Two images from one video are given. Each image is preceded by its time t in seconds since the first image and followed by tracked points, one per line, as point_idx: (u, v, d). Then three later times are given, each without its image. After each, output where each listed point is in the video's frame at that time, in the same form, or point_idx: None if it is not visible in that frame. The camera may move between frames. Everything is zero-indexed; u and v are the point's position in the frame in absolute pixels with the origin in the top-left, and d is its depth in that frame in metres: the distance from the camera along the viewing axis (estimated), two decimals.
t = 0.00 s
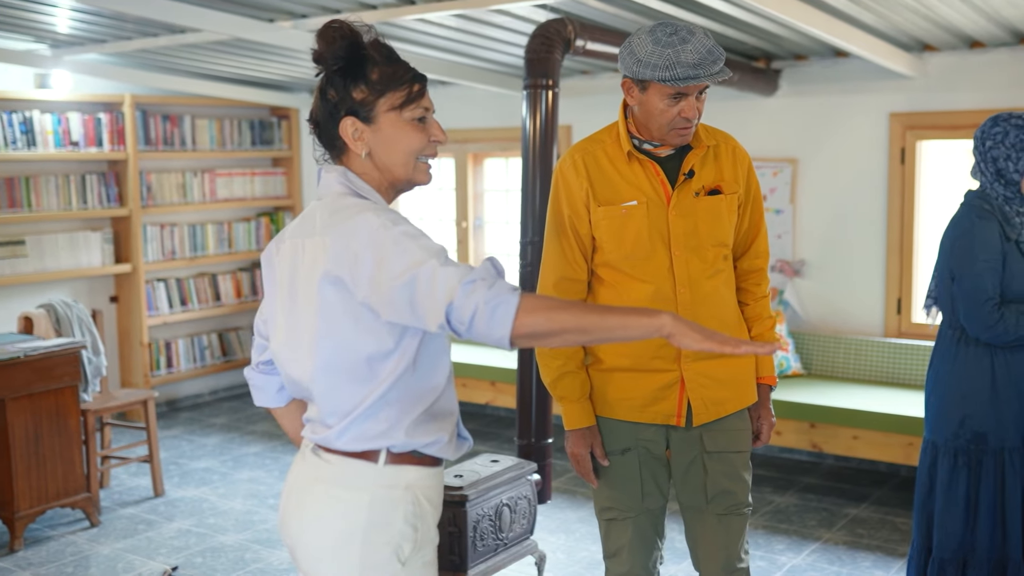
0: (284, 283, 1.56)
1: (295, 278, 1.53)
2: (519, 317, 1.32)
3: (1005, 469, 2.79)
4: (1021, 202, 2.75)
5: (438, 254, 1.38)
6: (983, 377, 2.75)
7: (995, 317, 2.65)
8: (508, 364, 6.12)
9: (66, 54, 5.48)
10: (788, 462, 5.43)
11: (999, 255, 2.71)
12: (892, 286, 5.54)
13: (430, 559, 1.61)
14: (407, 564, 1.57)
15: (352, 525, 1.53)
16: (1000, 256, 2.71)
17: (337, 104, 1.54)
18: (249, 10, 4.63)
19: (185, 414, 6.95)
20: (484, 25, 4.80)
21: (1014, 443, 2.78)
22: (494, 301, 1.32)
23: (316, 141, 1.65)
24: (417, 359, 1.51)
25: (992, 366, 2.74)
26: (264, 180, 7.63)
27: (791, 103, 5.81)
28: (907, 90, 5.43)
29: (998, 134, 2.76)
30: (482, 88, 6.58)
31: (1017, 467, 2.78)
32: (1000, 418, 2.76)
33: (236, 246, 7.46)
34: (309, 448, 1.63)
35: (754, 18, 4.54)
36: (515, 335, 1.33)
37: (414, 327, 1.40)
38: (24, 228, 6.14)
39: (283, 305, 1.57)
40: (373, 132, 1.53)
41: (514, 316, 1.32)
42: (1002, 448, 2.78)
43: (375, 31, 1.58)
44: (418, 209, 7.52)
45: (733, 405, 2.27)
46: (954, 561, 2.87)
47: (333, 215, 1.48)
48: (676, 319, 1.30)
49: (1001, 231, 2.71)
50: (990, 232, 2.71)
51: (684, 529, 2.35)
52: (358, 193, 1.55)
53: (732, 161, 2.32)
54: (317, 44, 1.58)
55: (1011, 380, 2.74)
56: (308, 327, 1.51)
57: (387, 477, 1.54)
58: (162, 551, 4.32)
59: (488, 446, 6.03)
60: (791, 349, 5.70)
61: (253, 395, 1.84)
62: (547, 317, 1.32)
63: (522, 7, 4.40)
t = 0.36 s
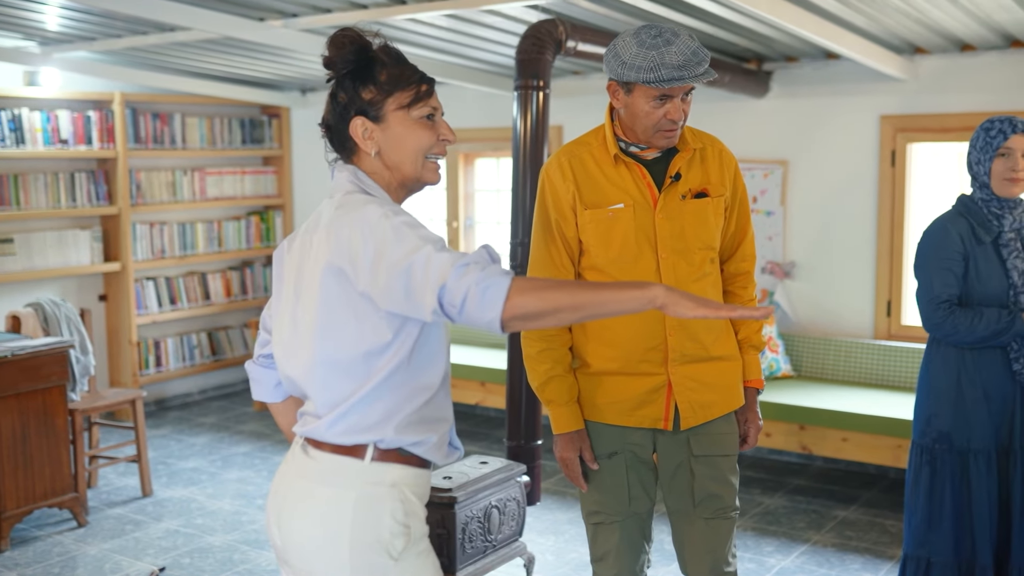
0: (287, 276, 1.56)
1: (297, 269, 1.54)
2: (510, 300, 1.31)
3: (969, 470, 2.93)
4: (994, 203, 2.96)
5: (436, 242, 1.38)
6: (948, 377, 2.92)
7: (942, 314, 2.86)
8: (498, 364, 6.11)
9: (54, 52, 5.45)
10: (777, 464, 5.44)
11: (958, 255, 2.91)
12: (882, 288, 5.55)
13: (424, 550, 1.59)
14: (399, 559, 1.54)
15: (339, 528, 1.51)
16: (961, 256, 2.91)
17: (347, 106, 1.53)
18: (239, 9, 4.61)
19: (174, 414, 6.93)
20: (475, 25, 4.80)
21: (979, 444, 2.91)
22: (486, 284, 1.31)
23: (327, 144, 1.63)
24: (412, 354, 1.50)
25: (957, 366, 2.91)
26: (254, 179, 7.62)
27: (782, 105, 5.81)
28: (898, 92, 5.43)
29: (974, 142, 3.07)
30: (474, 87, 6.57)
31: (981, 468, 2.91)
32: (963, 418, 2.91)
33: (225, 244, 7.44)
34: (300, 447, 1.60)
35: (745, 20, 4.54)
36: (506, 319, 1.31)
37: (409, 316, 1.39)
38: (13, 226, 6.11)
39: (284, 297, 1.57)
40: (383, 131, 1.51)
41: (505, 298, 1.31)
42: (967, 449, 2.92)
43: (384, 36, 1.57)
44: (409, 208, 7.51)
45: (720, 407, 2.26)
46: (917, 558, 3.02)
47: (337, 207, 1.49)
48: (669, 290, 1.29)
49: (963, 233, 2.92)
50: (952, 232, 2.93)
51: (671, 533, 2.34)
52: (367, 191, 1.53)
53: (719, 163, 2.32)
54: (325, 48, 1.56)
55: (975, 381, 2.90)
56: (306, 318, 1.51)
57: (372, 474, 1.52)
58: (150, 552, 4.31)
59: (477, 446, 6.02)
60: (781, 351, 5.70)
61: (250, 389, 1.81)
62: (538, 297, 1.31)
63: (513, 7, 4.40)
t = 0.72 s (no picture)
0: (303, 285, 1.56)
1: (314, 280, 1.53)
2: (538, 284, 1.30)
3: (933, 471, 3.01)
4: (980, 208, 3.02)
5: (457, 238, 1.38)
6: (922, 378, 3.01)
7: (909, 314, 3.00)
8: (490, 366, 6.11)
9: (46, 50, 5.43)
10: (769, 467, 5.45)
11: (935, 259, 3.00)
12: (874, 292, 5.55)
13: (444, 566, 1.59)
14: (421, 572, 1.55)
15: (361, 540, 1.51)
16: (937, 261, 3.00)
17: (365, 110, 1.54)
18: (232, 9, 4.60)
19: (165, 414, 6.91)
20: (469, 27, 4.79)
21: (946, 447, 2.98)
22: (512, 272, 1.30)
23: (342, 150, 1.64)
24: (433, 357, 1.49)
25: (931, 368, 3.00)
26: (247, 179, 7.61)
27: (775, 108, 5.82)
28: (891, 97, 5.44)
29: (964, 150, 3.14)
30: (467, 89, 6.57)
31: (946, 471, 2.98)
32: (932, 420, 2.99)
33: (217, 244, 7.43)
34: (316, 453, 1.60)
35: (738, 24, 4.54)
36: (536, 305, 1.30)
37: (435, 314, 1.39)
38: (4, 225, 6.09)
39: (300, 308, 1.56)
40: (402, 135, 1.53)
41: (533, 284, 1.30)
42: (933, 450, 3.00)
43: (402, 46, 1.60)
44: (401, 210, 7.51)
45: (712, 414, 2.25)
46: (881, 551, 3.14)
47: (355, 214, 1.48)
48: (699, 264, 1.29)
49: (942, 237, 3.00)
50: (931, 237, 3.01)
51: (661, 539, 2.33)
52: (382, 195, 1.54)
53: (713, 169, 2.29)
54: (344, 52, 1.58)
55: (947, 384, 2.97)
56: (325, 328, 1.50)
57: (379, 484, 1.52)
58: (140, 554, 4.30)
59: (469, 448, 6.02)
60: (773, 354, 5.70)
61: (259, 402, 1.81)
62: (567, 279, 1.30)
63: (507, 10, 4.39)
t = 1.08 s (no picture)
0: (309, 304, 1.55)
1: (317, 299, 1.52)
2: (541, 255, 1.29)
3: (924, 487, 3.00)
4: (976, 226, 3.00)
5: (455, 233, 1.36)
6: (917, 392, 3.00)
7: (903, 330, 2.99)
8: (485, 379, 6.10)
9: (43, 62, 5.43)
10: (764, 482, 5.43)
11: (930, 277, 3.00)
12: (868, 307, 5.55)
13: None
14: None
15: (387, 560, 1.48)
16: (932, 278, 3.00)
17: (360, 119, 1.53)
18: (228, 22, 4.60)
19: (159, 426, 6.89)
20: (465, 41, 4.79)
21: (937, 462, 2.97)
22: (515, 254, 1.29)
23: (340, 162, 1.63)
24: (449, 361, 1.47)
25: (926, 383, 2.99)
26: (242, 191, 7.62)
27: (771, 123, 5.83)
28: (886, 112, 5.45)
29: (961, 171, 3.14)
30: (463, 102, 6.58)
31: (936, 485, 2.97)
32: (925, 434, 2.98)
33: (212, 256, 7.43)
34: (333, 470, 1.59)
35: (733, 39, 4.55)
36: (543, 279, 1.29)
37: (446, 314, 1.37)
38: None
39: (309, 331, 1.55)
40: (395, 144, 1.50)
41: (537, 259, 1.29)
42: (925, 466, 2.99)
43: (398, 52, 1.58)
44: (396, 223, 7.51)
45: (715, 429, 2.25)
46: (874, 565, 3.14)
47: (353, 227, 1.47)
48: (700, 202, 1.29)
49: (937, 254, 2.99)
50: (927, 254, 3.01)
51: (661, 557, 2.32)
52: (378, 207, 1.51)
53: (715, 184, 2.28)
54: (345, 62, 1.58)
55: (941, 400, 2.96)
56: (336, 346, 1.49)
57: (391, 502, 1.50)
58: (131, 568, 4.28)
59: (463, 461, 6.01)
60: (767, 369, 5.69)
61: (267, 423, 1.79)
62: (571, 246, 1.28)
63: (502, 24, 4.40)
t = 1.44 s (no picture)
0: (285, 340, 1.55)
1: (292, 334, 1.52)
2: (482, 245, 1.28)
3: (912, 518, 2.98)
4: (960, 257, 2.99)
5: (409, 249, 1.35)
6: (904, 424, 2.99)
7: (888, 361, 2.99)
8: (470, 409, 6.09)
9: (28, 91, 5.44)
10: (749, 512, 5.42)
11: (913, 307, 2.99)
12: (852, 336, 5.58)
13: None
14: None
15: None
16: (916, 309, 2.99)
17: (332, 154, 1.51)
18: (213, 52, 4.62)
19: (141, 456, 6.85)
20: (451, 73, 4.83)
21: (924, 494, 2.96)
22: (457, 262, 1.28)
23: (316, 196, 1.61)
24: (426, 379, 1.46)
25: (912, 416, 2.97)
26: (228, 220, 7.62)
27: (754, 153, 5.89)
28: (867, 143, 5.52)
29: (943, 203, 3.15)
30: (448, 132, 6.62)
31: (925, 517, 2.95)
32: (912, 467, 2.97)
33: (197, 285, 7.43)
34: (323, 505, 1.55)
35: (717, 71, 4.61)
36: (489, 268, 1.28)
37: (410, 328, 1.36)
38: None
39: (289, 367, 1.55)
40: (370, 178, 1.48)
41: (478, 250, 1.28)
42: (911, 497, 2.97)
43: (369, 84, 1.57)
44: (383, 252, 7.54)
45: (707, 461, 2.17)
46: None
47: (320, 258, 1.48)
48: (635, 155, 1.30)
49: (920, 284, 2.99)
50: (910, 285, 3.00)
51: None
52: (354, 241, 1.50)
53: (707, 214, 2.28)
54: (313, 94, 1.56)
55: (928, 433, 2.95)
56: (310, 378, 1.49)
57: (378, 538, 1.48)
58: None
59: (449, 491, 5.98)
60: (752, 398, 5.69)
61: (263, 462, 1.75)
62: (510, 229, 1.27)
63: (488, 56, 4.44)
